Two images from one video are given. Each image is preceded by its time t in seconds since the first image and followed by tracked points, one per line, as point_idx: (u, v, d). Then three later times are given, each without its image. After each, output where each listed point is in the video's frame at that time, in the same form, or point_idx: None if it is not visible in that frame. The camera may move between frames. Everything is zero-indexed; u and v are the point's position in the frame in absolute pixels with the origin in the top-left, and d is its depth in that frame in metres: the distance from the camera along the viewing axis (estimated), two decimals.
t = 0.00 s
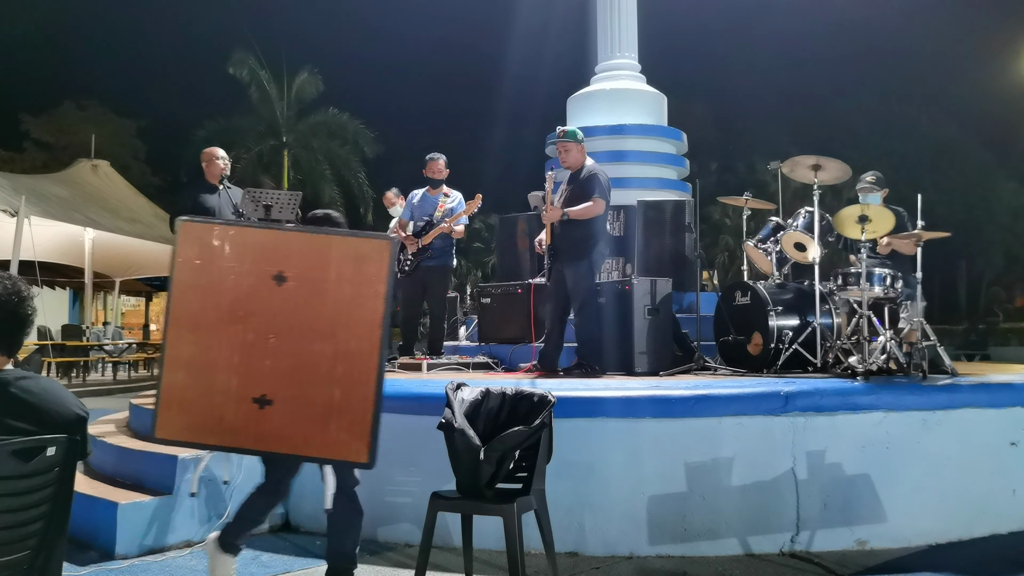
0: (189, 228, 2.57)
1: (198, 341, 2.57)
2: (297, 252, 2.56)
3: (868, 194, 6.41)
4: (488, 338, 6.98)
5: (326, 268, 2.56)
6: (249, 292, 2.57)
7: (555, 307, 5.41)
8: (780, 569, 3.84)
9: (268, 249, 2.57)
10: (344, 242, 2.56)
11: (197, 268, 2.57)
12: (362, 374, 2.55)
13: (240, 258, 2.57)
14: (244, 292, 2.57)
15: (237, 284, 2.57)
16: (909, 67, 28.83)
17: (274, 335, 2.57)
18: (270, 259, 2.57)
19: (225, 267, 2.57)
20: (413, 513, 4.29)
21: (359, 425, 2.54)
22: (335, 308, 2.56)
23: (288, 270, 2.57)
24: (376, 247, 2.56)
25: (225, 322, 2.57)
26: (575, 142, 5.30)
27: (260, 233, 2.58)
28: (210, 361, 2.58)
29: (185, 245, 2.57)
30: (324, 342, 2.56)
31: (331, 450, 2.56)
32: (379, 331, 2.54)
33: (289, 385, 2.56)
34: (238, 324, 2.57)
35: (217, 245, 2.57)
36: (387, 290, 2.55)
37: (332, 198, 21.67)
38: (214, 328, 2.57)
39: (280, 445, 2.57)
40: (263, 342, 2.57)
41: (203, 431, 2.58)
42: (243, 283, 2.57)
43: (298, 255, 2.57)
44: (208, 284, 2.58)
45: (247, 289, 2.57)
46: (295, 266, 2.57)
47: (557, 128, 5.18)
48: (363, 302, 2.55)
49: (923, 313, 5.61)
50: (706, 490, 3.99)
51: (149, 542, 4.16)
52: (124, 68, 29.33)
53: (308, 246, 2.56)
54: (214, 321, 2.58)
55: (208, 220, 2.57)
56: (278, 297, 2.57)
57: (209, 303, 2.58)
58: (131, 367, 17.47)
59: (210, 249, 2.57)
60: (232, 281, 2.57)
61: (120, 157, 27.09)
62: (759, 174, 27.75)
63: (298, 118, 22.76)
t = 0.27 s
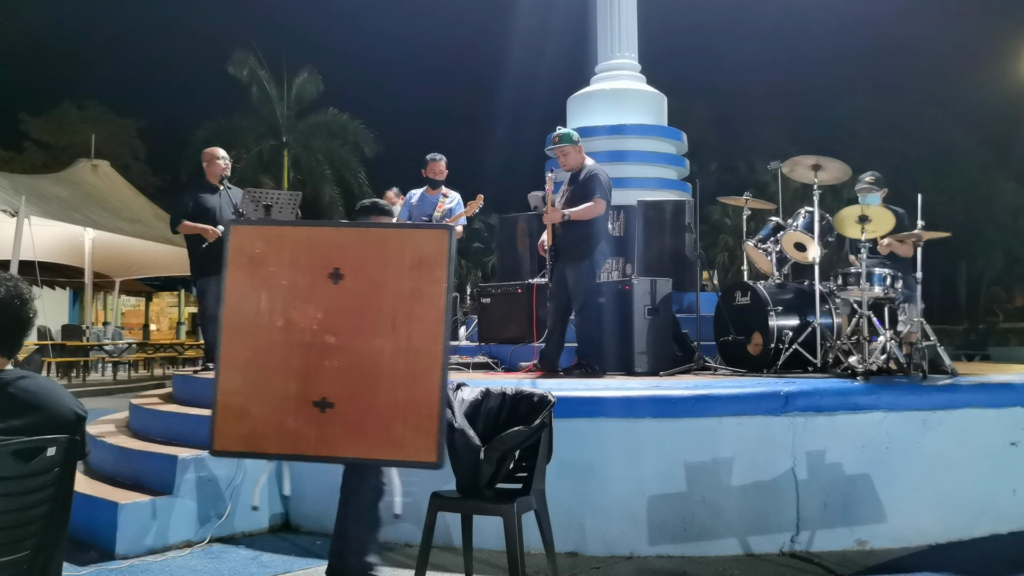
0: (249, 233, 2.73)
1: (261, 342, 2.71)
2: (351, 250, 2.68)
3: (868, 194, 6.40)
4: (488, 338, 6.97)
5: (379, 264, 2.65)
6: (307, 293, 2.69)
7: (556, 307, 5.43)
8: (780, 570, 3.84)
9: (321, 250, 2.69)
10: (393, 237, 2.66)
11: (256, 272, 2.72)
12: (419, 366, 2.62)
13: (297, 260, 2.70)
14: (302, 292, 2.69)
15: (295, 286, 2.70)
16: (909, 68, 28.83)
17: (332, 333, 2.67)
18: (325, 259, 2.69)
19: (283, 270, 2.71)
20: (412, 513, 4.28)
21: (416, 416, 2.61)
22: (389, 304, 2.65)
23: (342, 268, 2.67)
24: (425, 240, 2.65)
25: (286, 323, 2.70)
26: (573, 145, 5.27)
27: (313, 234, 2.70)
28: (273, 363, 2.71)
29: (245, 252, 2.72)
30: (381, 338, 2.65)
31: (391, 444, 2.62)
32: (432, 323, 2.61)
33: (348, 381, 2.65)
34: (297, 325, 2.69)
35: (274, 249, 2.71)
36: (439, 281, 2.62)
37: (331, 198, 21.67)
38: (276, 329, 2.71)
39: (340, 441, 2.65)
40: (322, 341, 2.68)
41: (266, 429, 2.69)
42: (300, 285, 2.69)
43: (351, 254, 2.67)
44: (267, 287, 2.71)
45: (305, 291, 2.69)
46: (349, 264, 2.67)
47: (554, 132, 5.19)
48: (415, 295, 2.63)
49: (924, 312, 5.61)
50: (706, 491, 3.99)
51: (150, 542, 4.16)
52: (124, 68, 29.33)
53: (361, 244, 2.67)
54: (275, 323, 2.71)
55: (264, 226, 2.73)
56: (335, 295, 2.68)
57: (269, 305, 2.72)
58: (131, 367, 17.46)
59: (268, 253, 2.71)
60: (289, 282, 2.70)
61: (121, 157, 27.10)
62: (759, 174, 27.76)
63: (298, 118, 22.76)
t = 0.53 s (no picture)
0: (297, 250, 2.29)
1: (311, 373, 2.27)
2: (418, 263, 2.27)
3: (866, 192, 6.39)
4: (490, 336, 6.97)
5: (453, 280, 2.26)
6: (367, 313, 2.26)
7: (555, 307, 5.41)
8: (780, 570, 3.84)
9: (385, 265, 2.27)
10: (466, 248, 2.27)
11: (305, 292, 2.28)
12: (500, 395, 2.24)
13: (353, 276, 2.28)
14: (361, 314, 2.27)
15: (353, 306, 2.27)
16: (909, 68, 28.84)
17: (399, 359, 2.25)
18: (387, 275, 2.27)
19: (337, 289, 2.27)
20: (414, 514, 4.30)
21: (500, 455, 2.22)
22: (464, 323, 2.25)
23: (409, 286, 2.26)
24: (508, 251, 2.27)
25: (342, 350, 2.27)
26: (569, 147, 5.32)
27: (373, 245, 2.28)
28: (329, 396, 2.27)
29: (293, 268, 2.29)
30: (457, 363, 2.25)
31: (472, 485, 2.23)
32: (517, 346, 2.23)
33: (418, 413, 2.24)
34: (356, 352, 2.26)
35: (327, 264, 2.28)
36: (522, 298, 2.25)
37: (332, 198, 21.72)
38: (331, 357, 2.27)
39: (410, 484, 2.24)
40: (386, 370, 2.25)
41: (323, 475, 2.26)
42: (360, 305, 2.27)
43: (418, 267, 2.27)
44: (320, 309, 2.27)
45: (365, 312, 2.27)
46: (416, 280, 2.27)
47: (550, 134, 5.19)
48: (495, 314, 2.25)
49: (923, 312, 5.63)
50: (706, 491, 3.99)
51: (150, 542, 4.16)
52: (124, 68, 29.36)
53: (431, 256, 2.27)
54: (329, 350, 2.27)
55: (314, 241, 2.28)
56: (400, 316, 2.26)
57: (323, 330, 2.27)
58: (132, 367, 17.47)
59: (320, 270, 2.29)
60: (346, 303, 2.27)
61: (121, 157, 27.14)
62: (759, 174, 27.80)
63: (298, 118, 22.77)
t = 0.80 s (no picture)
0: (368, 252, 2.41)
1: (380, 379, 2.44)
2: (489, 282, 2.49)
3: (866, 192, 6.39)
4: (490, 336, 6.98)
5: (522, 302, 2.51)
6: (438, 325, 2.46)
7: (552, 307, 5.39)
8: (780, 570, 3.84)
9: (457, 280, 2.47)
10: (536, 273, 2.52)
11: (379, 299, 2.42)
12: (561, 406, 2.54)
13: (426, 288, 2.45)
14: (433, 325, 2.46)
15: (424, 317, 2.46)
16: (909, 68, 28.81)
17: (466, 372, 2.48)
18: (458, 289, 2.47)
19: (410, 297, 2.44)
20: (414, 513, 4.30)
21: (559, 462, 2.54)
22: (530, 341, 2.51)
23: (479, 302, 2.48)
24: (571, 278, 2.54)
25: (411, 358, 2.46)
26: (565, 147, 5.29)
27: (445, 259, 2.46)
28: (396, 401, 2.46)
29: (366, 273, 2.41)
30: (519, 377, 2.51)
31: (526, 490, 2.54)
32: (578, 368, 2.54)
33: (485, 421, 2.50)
34: (426, 361, 2.46)
35: (401, 274, 2.43)
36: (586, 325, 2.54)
37: (332, 198, 21.69)
38: (399, 362, 2.45)
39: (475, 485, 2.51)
40: (454, 380, 2.48)
41: (387, 473, 2.46)
42: (432, 316, 2.46)
43: (490, 286, 2.49)
44: (392, 316, 2.43)
45: (436, 324, 2.46)
46: (486, 297, 2.49)
47: (545, 135, 5.16)
48: (558, 337, 2.53)
49: (924, 312, 5.62)
50: (706, 491, 3.99)
51: (150, 543, 4.16)
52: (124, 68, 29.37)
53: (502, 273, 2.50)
54: (399, 356, 2.45)
55: (387, 245, 2.41)
56: (469, 327, 2.48)
57: (394, 338, 2.44)
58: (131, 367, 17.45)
59: (393, 277, 2.43)
60: (418, 313, 2.45)
61: (121, 157, 27.14)
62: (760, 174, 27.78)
63: (298, 118, 22.77)
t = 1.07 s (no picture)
0: (423, 250, 2.22)
1: (445, 390, 2.21)
2: (557, 277, 2.31)
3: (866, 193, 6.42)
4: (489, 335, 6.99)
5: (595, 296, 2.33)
6: (507, 327, 2.26)
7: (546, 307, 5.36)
8: (780, 570, 3.84)
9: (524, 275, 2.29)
10: (603, 266, 2.34)
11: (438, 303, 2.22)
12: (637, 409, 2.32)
13: (487, 286, 2.26)
14: (500, 325, 2.26)
15: (492, 318, 2.26)
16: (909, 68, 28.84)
17: (539, 375, 2.27)
18: (525, 288, 2.29)
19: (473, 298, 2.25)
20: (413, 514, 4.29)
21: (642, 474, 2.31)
22: (603, 339, 2.31)
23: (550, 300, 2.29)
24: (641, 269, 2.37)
25: (480, 363, 2.24)
26: (557, 149, 5.31)
27: (510, 257, 2.28)
28: (464, 414, 2.23)
29: (423, 275, 2.22)
30: (598, 381, 2.30)
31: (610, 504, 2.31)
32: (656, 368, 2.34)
33: (562, 432, 2.27)
34: (495, 368, 2.25)
35: (463, 273, 2.24)
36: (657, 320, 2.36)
37: (332, 198, 21.69)
38: (467, 372, 2.23)
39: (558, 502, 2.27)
40: (528, 386, 2.27)
41: (460, 497, 2.22)
42: (498, 319, 2.26)
43: (557, 283, 2.31)
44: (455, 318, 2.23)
45: (505, 322, 2.26)
46: (555, 293, 2.30)
47: (537, 137, 5.19)
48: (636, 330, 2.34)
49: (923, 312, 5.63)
50: (706, 491, 3.99)
51: (150, 542, 4.16)
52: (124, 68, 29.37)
53: (572, 268, 2.33)
54: (467, 364, 2.23)
55: (444, 244, 2.23)
56: (539, 330, 2.28)
57: (462, 343, 2.23)
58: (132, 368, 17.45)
59: (452, 279, 2.23)
60: (483, 314, 2.25)
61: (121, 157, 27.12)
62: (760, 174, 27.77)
63: (298, 118, 22.79)
